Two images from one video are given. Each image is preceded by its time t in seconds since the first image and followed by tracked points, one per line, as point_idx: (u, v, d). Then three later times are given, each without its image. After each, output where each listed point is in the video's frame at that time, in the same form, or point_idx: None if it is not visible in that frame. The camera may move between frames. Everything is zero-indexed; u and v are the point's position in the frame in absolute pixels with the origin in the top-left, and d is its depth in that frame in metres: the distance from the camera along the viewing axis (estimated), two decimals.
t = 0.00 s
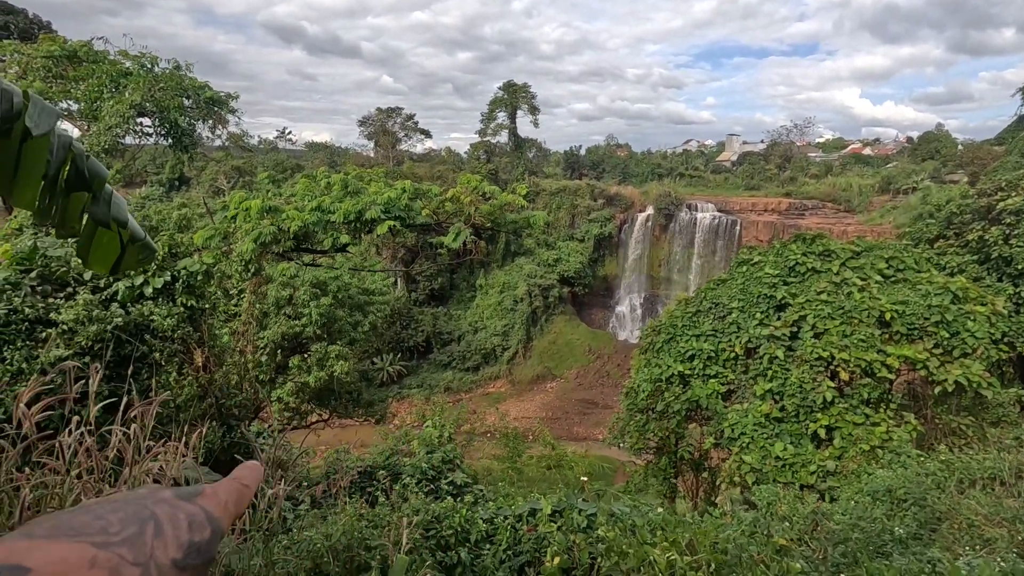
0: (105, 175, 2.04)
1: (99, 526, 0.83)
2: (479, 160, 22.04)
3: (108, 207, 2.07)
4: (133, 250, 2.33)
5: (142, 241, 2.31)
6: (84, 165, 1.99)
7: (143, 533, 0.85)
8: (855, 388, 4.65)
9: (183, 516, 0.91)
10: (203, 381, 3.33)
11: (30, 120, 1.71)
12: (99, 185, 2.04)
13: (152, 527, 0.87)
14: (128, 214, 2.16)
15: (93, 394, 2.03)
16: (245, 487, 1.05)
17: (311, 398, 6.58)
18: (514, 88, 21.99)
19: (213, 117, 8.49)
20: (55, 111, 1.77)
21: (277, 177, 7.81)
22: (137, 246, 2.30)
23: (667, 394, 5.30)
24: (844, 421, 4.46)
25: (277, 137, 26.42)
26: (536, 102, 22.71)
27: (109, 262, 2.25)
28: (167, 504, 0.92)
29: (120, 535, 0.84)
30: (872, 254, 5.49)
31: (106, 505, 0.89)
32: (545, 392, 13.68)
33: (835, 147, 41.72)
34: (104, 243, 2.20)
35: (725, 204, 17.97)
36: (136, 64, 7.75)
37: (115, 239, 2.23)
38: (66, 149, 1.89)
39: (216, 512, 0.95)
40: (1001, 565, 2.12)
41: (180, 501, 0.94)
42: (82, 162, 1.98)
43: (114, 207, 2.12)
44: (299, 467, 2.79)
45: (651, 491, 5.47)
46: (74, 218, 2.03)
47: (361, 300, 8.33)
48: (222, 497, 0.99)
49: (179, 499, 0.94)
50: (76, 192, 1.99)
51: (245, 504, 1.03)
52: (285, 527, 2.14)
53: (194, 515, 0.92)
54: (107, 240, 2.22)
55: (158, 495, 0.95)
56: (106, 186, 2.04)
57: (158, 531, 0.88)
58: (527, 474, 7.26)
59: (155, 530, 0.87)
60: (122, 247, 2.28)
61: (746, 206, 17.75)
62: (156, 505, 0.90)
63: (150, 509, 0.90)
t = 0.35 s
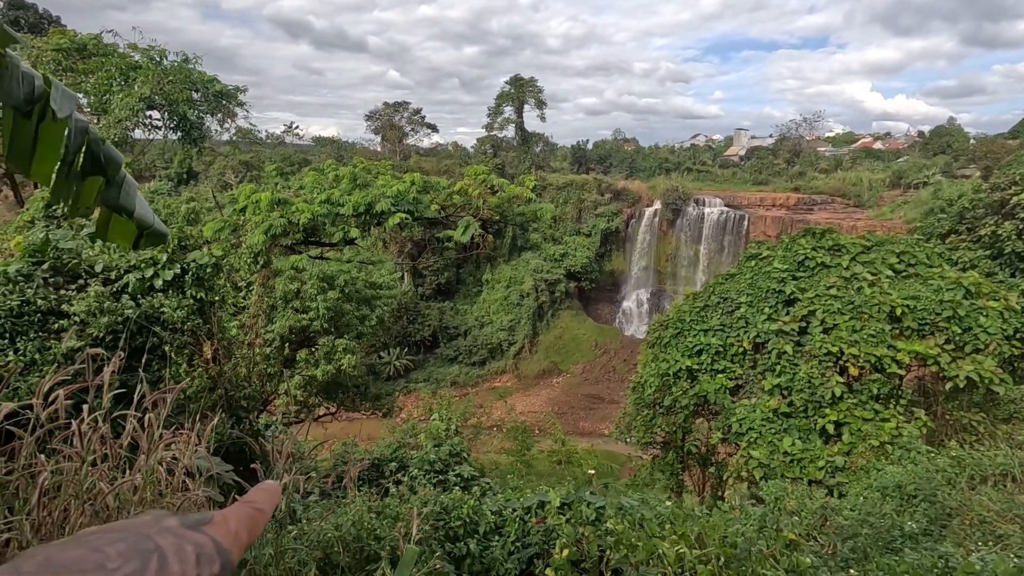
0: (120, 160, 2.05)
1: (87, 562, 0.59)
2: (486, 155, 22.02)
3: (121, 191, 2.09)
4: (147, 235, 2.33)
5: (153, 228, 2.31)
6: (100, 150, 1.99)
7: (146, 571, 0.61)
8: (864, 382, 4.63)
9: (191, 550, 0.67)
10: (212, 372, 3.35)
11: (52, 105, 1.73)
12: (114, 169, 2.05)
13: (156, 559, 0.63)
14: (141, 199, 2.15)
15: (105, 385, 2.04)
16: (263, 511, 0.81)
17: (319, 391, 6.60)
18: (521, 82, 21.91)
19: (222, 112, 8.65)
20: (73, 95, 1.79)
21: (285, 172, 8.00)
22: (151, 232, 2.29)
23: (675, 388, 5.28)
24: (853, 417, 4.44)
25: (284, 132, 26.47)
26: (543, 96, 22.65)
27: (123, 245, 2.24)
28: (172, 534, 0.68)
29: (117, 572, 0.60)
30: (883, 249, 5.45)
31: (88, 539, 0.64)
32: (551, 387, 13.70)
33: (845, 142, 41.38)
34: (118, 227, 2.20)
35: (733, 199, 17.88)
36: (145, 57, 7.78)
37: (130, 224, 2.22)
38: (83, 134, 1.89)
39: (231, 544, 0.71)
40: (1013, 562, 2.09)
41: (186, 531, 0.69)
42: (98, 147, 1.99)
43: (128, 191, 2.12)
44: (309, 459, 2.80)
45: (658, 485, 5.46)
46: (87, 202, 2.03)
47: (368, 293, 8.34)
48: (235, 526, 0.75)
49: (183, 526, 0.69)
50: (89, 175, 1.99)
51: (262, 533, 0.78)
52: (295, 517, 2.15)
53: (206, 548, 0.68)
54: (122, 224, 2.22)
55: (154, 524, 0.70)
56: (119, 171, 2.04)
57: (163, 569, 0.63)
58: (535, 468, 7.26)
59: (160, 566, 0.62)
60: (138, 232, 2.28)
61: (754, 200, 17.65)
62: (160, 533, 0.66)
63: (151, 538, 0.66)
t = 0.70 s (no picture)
0: (147, 158, 2.04)
1: (189, 536, 0.63)
2: (495, 148, 21.97)
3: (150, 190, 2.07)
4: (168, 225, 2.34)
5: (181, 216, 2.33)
6: (127, 148, 1.98)
7: (243, 544, 0.65)
8: (875, 379, 4.61)
9: (280, 518, 0.70)
10: (224, 366, 3.39)
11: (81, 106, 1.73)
12: (141, 168, 2.04)
13: (250, 530, 0.67)
14: (167, 194, 2.16)
15: (123, 377, 2.06)
16: (338, 477, 0.81)
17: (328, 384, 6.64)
18: (530, 75, 21.76)
19: (233, 107, 8.86)
20: (102, 96, 1.77)
21: (296, 165, 8.02)
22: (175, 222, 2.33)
23: (684, 383, 5.27)
24: (863, 413, 4.41)
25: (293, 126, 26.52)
26: (552, 90, 22.56)
27: (147, 236, 2.27)
28: (261, 504, 0.71)
29: (216, 545, 0.64)
30: (897, 243, 5.39)
31: (190, 508, 0.69)
32: (559, 381, 13.70)
33: (857, 136, 40.87)
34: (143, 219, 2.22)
35: (743, 193, 17.75)
36: (157, 51, 7.83)
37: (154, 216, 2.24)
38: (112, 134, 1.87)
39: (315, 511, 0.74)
40: None
41: (272, 501, 0.72)
42: (125, 146, 1.98)
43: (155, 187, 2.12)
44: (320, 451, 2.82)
45: (665, 480, 5.45)
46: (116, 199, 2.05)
47: (378, 287, 8.37)
48: (317, 490, 0.77)
49: (271, 497, 0.72)
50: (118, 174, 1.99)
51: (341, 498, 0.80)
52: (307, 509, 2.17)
53: (294, 517, 0.71)
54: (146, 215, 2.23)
55: (247, 491, 0.74)
56: (146, 169, 2.04)
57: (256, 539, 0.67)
58: (544, 462, 7.27)
59: (254, 539, 0.66)
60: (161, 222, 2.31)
61: (765, 195, 17.52)
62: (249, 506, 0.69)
63: (242, 511, 0.69)
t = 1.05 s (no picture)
0: (163, 158, 2.02)
1: (165, 528, 0.65)
2: (503, 142, 21.91)
3: (164, 190, 2.03)
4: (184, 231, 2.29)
5: (196, 222, 2.28)
6: (144, 146, 1.96)
7: (219, 535, 0.66)
8: (887, 376, 4.58)
9: (258, 509, 0.72)
10: (235, 359, 3.42)
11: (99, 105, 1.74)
12: (157, 167, 2.01)
13: (227, 521, 0.68)
14: (183, 196, 2.12)
15: (139, 369, 2.08)
16: (317, 467, 0.83)
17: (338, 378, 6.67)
18: (539, 69, 21.64)
19: (244, 101, 8.90)
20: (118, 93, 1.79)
21: (306, 159, 8.05)
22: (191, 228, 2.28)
23: (693, 378, 5.25)
24: (875, 410, 4.38)
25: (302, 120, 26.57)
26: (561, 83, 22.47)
27: (163, 241, 2.21)
28: (238, 494, 0.73)
29: (193, 534, 0.65)
30: (910, 239, 5.32)
31: (165, 499, 0.70)
32: (567, 376, 13.70)
33: (871, 130, 40.36)
34: (160, 224, 2.17)
35: (753, 188, 17.61)
36: (168, 45, 7.87)
37: (170, 221, 2.19)
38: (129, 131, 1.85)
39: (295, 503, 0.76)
40: None
41: (250, 491, 0.74)
42: (142, 144, 1.96)
43: (170, 188, 2.09)
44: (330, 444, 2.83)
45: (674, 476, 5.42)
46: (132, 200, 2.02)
47: (387, 281, 8.39)
48: (295, 482, 0.79)
49: (250, 487, 0.74)
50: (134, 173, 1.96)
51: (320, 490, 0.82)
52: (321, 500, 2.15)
53: (272, 508, 0.72)
54: (163, 220, 2.19)
55: (226, 481, 0.76)
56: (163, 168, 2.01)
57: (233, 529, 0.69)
58: (552, 457, 7.28)
59: (231, 529, 0.68)
60: (177, 227, 2.26)
61: (776, 189, 17.37)
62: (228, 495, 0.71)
63: (220, 501, 0.71)
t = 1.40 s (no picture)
0: (187, 139, 1.98)
1: (67, 514, 0.50)
2: (512, 137, 21.89)
3: (188, 173, 2.00)
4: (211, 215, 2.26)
5: (224, 204, 2.25)
6: (166, 128, 1.93)
7: (134, 522, 0.53)
8: (899, 373, 4.53)
9: (182, 495, 0.58)
10: (247, 352, 3.46)
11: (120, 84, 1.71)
12: (181, 149, 1.98)
13: (143, 511, 0.54)
14: (209, 178, 2.09)
15: (154, 361, 2.08)
16: (256, 454, 0.70)
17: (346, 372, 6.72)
18: (548, 64, 21.57)
19: (255, 95, 8.96)
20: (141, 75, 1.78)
21: (315, 153, 8.10)
22: (217, 211, 2.24)
23: (701, 374, 5.24)
24: (886, 408, 4.35)
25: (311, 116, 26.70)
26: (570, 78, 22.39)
27: (189, 225, 2.19)
28: (160, 480, 0.59)
29: (102, 523, 0.51)
30: (924, 235, 5.25)
31: (68, 486, 0.55)
32: (574, 371, 13.71)
33: (884, 124, 39.88)
34: (186, 208, 2.15)
35: (764, 183, 17.48)
36: (180, 40, 7.92)
37: (196, 204, 2.16)
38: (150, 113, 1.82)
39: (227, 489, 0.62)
40: None
41: (176, 476, 0.60)
42: (165, 126, 1.93)
43: (195, 170, 2.06)
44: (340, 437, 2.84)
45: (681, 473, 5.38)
46: (157, 182, 1.99)
47: (396, 276, 8.41)
48: (229, 469, 0.65)
49: (175, 470, 0.60)
50: (158, 155, 1.93)
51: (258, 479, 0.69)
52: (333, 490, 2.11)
53: (199, 494, 0.59)
54: (189, 204, 2.16)
55: (145, 467, 0.62)
56: (186, 149, 1.98)
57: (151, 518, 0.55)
58: (560, 452, 7.29)
59: (148, 515, 0.54)
60: (204, 211, 2.22)
61: (787, 184, 17.23)
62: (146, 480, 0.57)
63: (138, 486, 0.57)
